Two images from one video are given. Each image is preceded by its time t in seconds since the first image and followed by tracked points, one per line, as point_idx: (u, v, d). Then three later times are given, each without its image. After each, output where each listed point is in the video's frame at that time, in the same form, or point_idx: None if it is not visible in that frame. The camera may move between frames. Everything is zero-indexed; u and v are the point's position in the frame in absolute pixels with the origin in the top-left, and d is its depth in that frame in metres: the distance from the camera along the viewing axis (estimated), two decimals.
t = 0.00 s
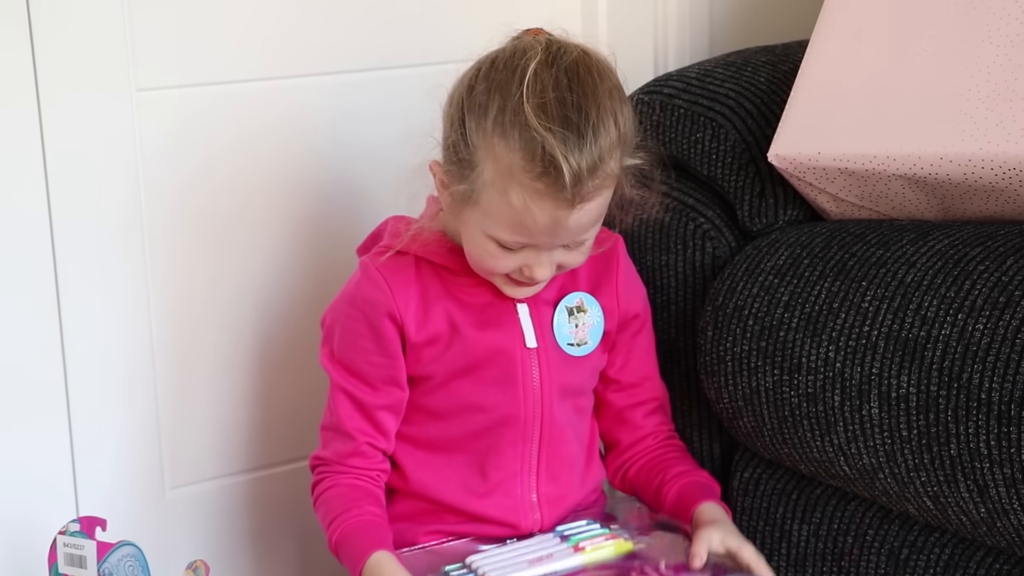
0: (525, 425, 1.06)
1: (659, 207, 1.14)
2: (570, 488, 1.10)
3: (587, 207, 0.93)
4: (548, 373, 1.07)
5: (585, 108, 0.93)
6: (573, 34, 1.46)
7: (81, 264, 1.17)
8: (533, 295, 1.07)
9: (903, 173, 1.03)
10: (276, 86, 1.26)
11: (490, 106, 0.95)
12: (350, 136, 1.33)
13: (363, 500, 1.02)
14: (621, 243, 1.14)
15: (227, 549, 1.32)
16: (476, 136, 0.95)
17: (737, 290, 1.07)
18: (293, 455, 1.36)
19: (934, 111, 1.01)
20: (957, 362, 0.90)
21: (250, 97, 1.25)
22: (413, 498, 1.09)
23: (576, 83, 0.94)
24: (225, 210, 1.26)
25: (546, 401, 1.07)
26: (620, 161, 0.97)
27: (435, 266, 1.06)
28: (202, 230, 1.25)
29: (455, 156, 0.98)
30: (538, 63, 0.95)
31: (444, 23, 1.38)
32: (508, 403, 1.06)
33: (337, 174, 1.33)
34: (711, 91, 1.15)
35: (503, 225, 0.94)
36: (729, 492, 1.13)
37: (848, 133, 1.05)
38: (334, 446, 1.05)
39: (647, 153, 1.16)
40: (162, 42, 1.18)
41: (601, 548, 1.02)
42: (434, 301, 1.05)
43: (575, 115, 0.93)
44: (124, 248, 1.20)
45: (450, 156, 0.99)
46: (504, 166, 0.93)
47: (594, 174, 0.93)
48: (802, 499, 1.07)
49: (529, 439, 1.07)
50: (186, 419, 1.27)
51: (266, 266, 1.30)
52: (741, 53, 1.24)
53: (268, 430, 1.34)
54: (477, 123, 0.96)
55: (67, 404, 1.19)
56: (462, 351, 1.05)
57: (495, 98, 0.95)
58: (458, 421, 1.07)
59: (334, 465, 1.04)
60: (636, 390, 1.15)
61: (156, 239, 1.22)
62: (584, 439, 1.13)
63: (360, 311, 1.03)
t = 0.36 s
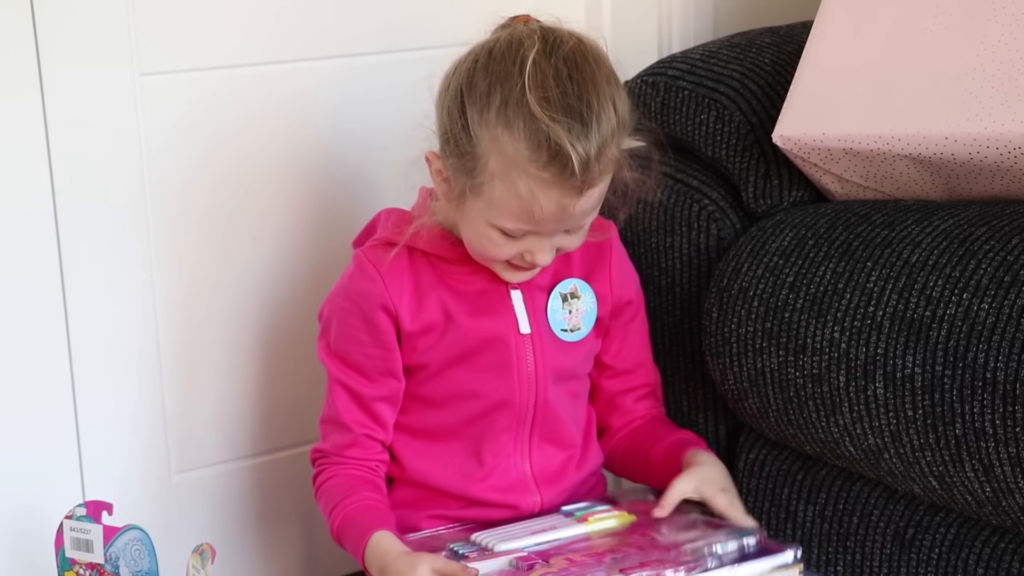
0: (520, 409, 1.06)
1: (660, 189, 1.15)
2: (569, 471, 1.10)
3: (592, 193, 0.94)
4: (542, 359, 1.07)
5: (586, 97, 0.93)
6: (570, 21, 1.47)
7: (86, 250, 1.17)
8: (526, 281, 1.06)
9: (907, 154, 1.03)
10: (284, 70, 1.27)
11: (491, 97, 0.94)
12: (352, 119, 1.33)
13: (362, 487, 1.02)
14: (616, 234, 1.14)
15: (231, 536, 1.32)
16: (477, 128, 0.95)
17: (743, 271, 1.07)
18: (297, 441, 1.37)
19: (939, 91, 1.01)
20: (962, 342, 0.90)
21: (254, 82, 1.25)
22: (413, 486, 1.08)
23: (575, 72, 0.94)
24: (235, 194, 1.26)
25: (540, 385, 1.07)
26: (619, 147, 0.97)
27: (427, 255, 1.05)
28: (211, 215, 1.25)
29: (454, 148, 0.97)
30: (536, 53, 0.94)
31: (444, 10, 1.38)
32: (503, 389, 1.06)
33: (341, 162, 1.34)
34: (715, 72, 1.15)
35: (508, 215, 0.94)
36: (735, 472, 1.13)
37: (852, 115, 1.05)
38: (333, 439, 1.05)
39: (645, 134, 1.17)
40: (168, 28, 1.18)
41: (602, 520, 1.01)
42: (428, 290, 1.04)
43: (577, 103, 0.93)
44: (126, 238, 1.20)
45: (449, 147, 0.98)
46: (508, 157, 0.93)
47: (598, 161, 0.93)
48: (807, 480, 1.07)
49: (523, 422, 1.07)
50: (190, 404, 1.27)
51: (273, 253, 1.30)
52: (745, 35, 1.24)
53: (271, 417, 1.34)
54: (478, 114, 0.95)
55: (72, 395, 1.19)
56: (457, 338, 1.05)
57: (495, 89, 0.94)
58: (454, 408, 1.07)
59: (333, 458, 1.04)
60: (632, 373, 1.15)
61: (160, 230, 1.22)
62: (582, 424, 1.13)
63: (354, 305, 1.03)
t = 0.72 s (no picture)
0: (523, 399, 1.06)
1: (660, 179, 1.15)
2: (571, 462, 1.11)
3: (599, 173, 0.94)
4: (544, 350, 1.06)
5: (593, 79, 0.93)
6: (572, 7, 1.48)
7: (88, 242, 1.18)
8: (527, 271, 1.06)
9: (909, 144, 1.03)
10: (283, 64, 1.27)
11: (497, 80, 0.94)
12: (350, 113, 1.34)
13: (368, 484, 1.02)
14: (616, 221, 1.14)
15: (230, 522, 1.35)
16: (483, 110, 0.95)
17: (744, 262, 1.07)
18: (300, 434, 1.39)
19: (941, 82, 1.01)
20: (964, 332, 0.90)
21: (254, 75, 1.25)
22: (416, 478, 1.09)
23: (581, 54, 0.94)
24: (240, 189, 1.27)
25: (542, 376, 1.07)
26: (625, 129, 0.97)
27: (430, 246, 1.05)
28: (212, 210, 1.26)
29: (460, 131, 0.97)
30: (542, 36, 0.94)
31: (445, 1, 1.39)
32: (506, 380, 1.05)
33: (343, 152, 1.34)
34: (715, 64, 1.15)
35: (515, 197, 0.94)
36: (737, 463, 1.13)
37: (854, 105, 1.05)
38: (338, 433, 1.05)
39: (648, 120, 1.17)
40: (169, 19, 1.18)
41: (615, 537, 0.98)
42: (431, 283, 1.04)
43: (584, 84, 0.93)
44: (127, 232, 1.20)
45: (454, 131, 0.98)
46: (514, 139, 0.93)
47: (605, 141, 0.93)
48: (809, 471, 1.07)
49: (525, 412, 1.07)
50: (190, 396, 1.29)
51: (276, 244, 1.32)
52: (746, 26, 1.24)
53: (270, 406, 1.36)
54: (484, 97, 0.95)
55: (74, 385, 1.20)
56: (460, 330, 1.05)
57: (502, 71, 0.94)
58: (457, 400, 1.06)
59: (339, 452, 1.04)
60: (635, 366, 1.14)
61: (162, 222, 1.23)
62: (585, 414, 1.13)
63: (357, 298, 1.03)
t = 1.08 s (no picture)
0: (532, 386, 1.06)
1: (669, 165, 1.14)
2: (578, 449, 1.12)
3: (612, 155, 0.94)
4: (554, 336, 1.06)
5: (605, 61, 0.94)
6: None
7: (93, 230, 1.18)
8: (537, 259, 1.06)
9: (915, 130, 1.02)
10: (286, 52, 1.27)
11: (509, 62, 0.94)
12: (354, 101, 1.33)
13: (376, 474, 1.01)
14: (623, 207, 1.14)
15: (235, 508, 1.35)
16: (495, 92, 0.95)
17: (749, 249, 1.06)
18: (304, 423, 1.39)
19: (946, 68, 1.01)
20: (970, 318, 0.90)
21: (258, 63, 1.25)
22: (423, 465, 1.09)
23: (593, 36, 0.94)
24: (245, 177, 1.27)
25: (552, 363, 1.06)
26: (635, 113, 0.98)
27: (439, 234, 1.04)
28: (219, 199, 1.26)
29: (471, 115, 0.97)
30: (553, 17, 0.94)
31: None
32: (516, 367, 1.05)
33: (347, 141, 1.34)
34: (721, 50, 1.15)
35: (528, 179, 0.94)
36: (741, 450, 1.13)
37: (860, 92, 1.05)
38: (347, 422, 1.05)
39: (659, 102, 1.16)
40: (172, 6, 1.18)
41: (628, 561, 0.93)
42: (441, 272, 1.04)
43: (597, 66, 0.93)
44: (132, 220, 1.20)
45: (465, 115, 0.97)
46: (527, 120, 0.93)
47: (618, 124, 0.94)
48: (814, 458, 1.07)
49: (534, 399, 1.07)
50: (194, 384, 1.29)
51: (282, 233, 1.31)
52: (751, 12, 1.24)
53: (275, 394, 1.36)
54: (496, 79, 0.95)
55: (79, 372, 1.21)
56: (471, 318, 1.05)
57: (514, 53, 0.94)
58: (466, 387, 1.06)
59: (347, 440, 1.04)
60: (642, 350, 1.14)
61: (166, 210, 1.23)
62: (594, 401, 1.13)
63: (367, 285, 1.03)
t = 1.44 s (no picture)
0: (541, 386, 1.06)
1: (675, 166, 1.14)
2: (585, 450, 1.11)
3: (617, 136, 0.94)
4: (564, 337, 1.06)
5: (605, 40, 0.94)
6: None
7: (97, 232, 1.18)
8: (547, 259, 1.06)
9: (920, 130, 1.02)
10: (290, 52, 1.27)
11: (509, 47, 0.95)
12: (359, 101, 1.33)
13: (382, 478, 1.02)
14: (631, 204, 1.14)
15: (241, 508, 1.35)
16: (496, 78, 0.95)
17: (755, 249, 1.06)
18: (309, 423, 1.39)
19: (952, 68, 1.00)
20: (976, 318, 0.89)
21: (262, 63, 1.25)
22: (428, 467, 1.09)
23: (591, 18, 0.95)
24: (249, 177, 1.27)
25: (560, 364, 1.06)
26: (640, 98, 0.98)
27: (448, 233, 1.04)
28: (223, 198, 1.26)
29: (474, 105, 0.97)
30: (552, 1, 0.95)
31: None
32: (524, 369, 1.05)
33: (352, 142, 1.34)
34: (726, 50, 1.15)
35: (533, 164, 0.93)
36: (748, 450, 1.13)
37: (865, 91, 1.05)
38: (352, 424, 1.05)
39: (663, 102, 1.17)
40: (176, 6, 1.18)
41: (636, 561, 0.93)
42: (449, 272, 1.04)
43: (596, 45, 0.94)
44: (136, 221, 1.20)
45: (468, 106, 0.98)
46: (529, 101, 0.93)
47: (621, 103, 0.94)
48: (820, 458, 1.06)
49: (542, 399, 1.07)
50: (199, 385, 1.29)
51: (288, 234, 1.32)
52: (757, 12, 1.24)
53: (280, 394, 1.36)
54: (497, 66, 0.95)
55: (84, 373, 1.21)
56: (480, 318, 1.04)
57: (514, 38, 0.95)
58: (474, 388, 1.06)
59: (352, 442, 1.04)
60: (653, 350, 1.14)
61: (170, 211, 1.23)
62: (601, 403, 1.13)
63: (374, 285, 1.02)
